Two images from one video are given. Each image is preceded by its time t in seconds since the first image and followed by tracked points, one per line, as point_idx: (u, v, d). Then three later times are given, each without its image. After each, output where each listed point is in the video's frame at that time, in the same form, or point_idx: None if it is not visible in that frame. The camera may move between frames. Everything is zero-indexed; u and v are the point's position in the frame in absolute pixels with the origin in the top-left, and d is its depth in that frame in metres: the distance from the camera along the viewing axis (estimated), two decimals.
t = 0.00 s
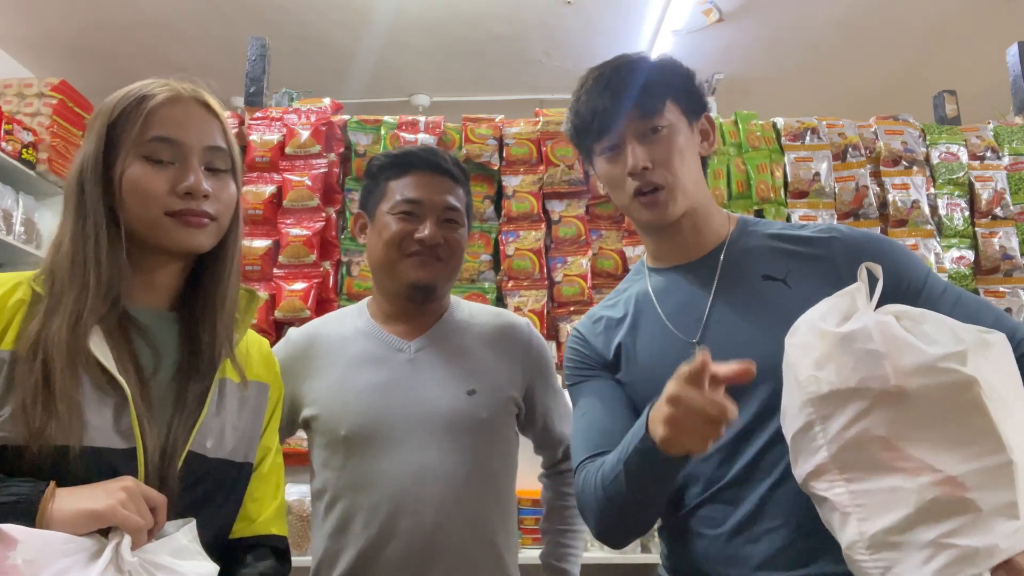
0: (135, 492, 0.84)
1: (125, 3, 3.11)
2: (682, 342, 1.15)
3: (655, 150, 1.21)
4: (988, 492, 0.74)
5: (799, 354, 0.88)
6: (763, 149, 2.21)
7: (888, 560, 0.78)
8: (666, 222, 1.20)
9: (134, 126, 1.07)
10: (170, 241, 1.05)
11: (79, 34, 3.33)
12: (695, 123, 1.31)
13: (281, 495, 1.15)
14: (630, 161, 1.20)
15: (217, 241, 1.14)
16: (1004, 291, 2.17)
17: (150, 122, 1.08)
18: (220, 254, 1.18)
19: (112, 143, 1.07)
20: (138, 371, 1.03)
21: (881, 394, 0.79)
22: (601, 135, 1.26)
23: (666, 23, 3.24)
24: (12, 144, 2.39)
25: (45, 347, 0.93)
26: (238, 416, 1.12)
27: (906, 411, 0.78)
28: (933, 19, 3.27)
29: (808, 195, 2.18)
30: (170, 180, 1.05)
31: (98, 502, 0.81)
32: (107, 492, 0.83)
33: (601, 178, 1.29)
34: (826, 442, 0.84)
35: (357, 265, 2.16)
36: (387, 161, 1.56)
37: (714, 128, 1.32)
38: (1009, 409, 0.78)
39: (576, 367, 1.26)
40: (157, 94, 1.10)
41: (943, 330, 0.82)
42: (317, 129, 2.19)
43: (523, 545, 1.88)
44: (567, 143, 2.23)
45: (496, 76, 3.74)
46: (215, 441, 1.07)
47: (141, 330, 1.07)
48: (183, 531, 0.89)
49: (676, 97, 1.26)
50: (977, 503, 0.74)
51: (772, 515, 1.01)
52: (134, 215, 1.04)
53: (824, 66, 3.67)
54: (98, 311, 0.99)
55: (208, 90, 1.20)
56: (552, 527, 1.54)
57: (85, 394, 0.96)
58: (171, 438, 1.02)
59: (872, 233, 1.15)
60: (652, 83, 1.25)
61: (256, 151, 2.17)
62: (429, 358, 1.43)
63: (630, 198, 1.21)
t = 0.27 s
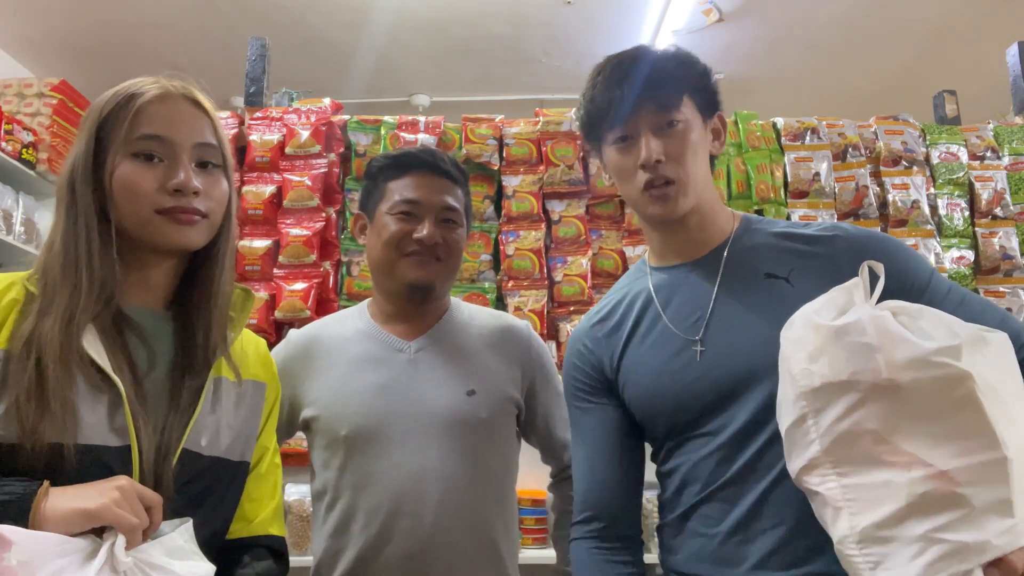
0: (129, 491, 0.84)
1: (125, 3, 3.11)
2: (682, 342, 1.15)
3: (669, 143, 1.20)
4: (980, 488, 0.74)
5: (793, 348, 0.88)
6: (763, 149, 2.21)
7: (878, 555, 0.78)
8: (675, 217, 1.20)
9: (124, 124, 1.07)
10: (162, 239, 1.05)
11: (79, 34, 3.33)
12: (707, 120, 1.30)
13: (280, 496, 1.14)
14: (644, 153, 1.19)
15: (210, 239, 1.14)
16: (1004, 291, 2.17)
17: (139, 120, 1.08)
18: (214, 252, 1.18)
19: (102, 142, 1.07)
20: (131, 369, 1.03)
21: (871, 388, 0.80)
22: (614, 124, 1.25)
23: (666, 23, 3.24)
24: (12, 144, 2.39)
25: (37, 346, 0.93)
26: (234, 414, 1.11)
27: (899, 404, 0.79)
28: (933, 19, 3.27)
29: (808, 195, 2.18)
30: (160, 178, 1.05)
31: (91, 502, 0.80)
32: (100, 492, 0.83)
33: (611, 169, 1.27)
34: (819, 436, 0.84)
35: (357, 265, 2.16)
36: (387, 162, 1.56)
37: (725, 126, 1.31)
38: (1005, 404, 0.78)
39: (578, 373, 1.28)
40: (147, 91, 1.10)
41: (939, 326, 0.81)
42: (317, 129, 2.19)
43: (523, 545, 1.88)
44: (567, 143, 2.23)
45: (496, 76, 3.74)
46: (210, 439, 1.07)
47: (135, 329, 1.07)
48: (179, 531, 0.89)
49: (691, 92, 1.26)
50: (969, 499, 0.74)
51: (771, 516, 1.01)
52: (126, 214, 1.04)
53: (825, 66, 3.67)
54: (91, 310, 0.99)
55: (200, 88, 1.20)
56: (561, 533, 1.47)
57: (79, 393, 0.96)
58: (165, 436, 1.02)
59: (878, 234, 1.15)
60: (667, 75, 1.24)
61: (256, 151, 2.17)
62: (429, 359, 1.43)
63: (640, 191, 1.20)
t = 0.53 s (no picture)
0: (130, 491, 0.84)
1: (125, 3, 3.11)
2: (676, 346, 1.16)
3: (666, 140, 1.19)
4: (996, 503, 0.74)
5: (800, 357, 0.88)
6: (763, 149, 2.21)
7: (889, 571, 0.77)
8: (670, 214, 1.19)
9: (119, 125, 1.06)
10: (159, 240, 1.05)
11: (79, 34, 3.33)
12: (705, 116, 1.29)
13: (282, 494, 1.15)
14: (640, 150, 1.17)
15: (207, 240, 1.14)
16: (1004, 291, 2.17)
17: (134, 121, 1.07)
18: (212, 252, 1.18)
19: (97, 144, 1.07)
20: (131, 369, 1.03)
21: (883, 401, 0.79)
22: (608, 119, 1.23)
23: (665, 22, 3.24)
24: (12, 144, 2.39)
25: (36, 347, 0.93)
26: (235, 414, 1.11)
27: (912, 417, 0.78)
28: (932, 19, 3.27)
29: (808, 195, 2.18)
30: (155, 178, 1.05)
31: (92, 503, 0.81)
32: (100, 492, 0.83)
33: (605, 164, 1.26)
34: (828, 448, 0.83)
35: (357, 265, 2.16)
36: (386, 163, 1.56)
37: (723, 123, 1.30)
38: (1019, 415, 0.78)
39: (586, 369, 1.35)
40: (141, 92, 1.10)
41: (951, 334, 0.82)
42: (317, 129, 2.19)
43: (524, 545, 1.88)
44: (567, 143, 2.23)
45: (495, 76, 3.74)
46: (210, 438, 1.06)
47: (134, 329, 1.07)
48: (181, 533, 0.89)
49: (688, 88, 1.25)
50: (983, 515, 0.74)
51: (770, 521, 1.01)
52: (122, 215, 1.04)
53: (824, 66, 3.67)
54: (89, 312, 0.99)
55: (195, 87, 1.20)
56: (561, 546, 1.46)
57: (78, 394, 0.96)
58: (166, 436, 1.02)
59: (876, 227, 1.13)
60: (666, 70, 1.23)
61: (256, 151, 2.17)
62: (428, 360, 1.43)
63: (635, 187, 1.19)
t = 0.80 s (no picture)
0: (138, 494, 0.85)
1: (125, 3, 3.11)
2: (674, 349, 1.16)
3: (657, 145, 1.17)
4: (961, 517, 0.72)
5: (770, 369, 0.87)
6: (763, 149, 2.21)
7: None
8: (665, 219, 1.18)
9: (127, 121, 1.06)
10: (168, 234, 1.05)
11: (78, 33, 3.33)
12: (697, 116, 1.28)
13: (285, 495, 1.15)
14: (632, 156, 1.16)
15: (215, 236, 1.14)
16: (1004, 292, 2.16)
17: (142, 116, 1.07)
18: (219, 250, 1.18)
19: (105, 141, 1.07)
20: (138, 371, 1.02)
21: (844, 414, 0.78)
22: (599, 126, 1.23)
23: (665, 22, 3.23)
24: (12, 144, 2.38)
25: (44, 347, 0.93)
26: (240, 417, 1.11)
27: (874, 429, 0.77)
28: (933, 19, 3.27)
29: (809, 195, 2.18)
30: (164, 172, 1.05)
31: (100, 506, 0.81)
32: (109, 496, 0.83)
33: (599, 171, 1.25)
34: (798, 459, 0.83)
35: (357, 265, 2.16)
36: (385, 162, 1.56)
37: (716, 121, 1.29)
38: (997, 426, 0.74)
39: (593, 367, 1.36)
40: (148, 88, 1.09)
41: (920, 343, 0.78)
42: (317, 129, 2.19)
43: (523, 545, 1.87)
44: (567, 143, 2.23)
45: (496, 76, 3.73)
46: (218, 441, 1.07)
47: (141, 330, 1.07)
48: (185, 534, 0.89)
49: (680, 89, 1.23)
50: (947, 528, 0.72)
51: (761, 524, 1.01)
52: (131, 214, 1.04)
53: (825, 66, 3.67)
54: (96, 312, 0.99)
55: (200, 84, 1.19)
56: (558, 539, 1.52)
57: (86, 397, 0.96)
58: (174, 439, 1.02)
59: (875, 222, 1.11)
60: (655, 75, 1.22)
61: (256, 151, 2.16)
62: (430, 358, 1.43)
63: (629, 194, 1.18)
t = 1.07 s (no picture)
0: (138, 495, 0.85)
1: (125, 3, 3.11)
2: (680, 355, 1.15)
3: (660, 148, 1.17)
4: (960, 533, 0.69)
5: (770, 380, 0.82)
6: (763, 149, 2.21)
7: None
8: (667, 225, 1.17)
9: (139, 123, 1.06)
10: (173, 238, 1.05)
11: (78, 34, 3.33)
12: (699, 116, 1.27)
13: (284, 496, 1.15)
14: (634, 160, 1.16)
15: (221, 239, 1.14)
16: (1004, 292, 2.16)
17: (155, 119, 1.07)
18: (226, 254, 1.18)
19: (116, 141, 1.07)
20: (140, 372, 1.02)
21: (842, 429, 0.75)
22: (600, 131, 1.22)
23: (665, 22, 3.23)
24: (12, 144, 2.39)
25: (48, 346, 0.93)
26: (242, 418, 1.12)
27: (873, 444, 0.73)
28: (933, 20, 3.27)
29: (808, 195, 2.18)
30: (173, 176, 1.05)
31: (101, 507, 0.81)
32: (109, 497, 0.83)
33: (601, 175, 1.25)
34: (797, 469, 0.79)
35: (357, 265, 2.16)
36: (386, 161, 1.56)
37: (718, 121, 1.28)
38: (1001, 447, 0.70)
39: (596, 375, 1.33)
40: (162, 91, 1.10)
41: (922, 356, 0.74)
42: (317, 129, 2.19)
43: (523, 545, 1.86)
44: (567, 143, 2.23)
45: (496, 76, 3.74)
46: (220, 443, 1.07)
47: (144, 331, 1.07)
48: (185, 535, 0.89)
49: (682, 91, 1.23)
50: (946, 544, 0.69)
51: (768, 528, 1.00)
52: (137, 214, 1.04)
53: (825, 67, 3.67)
54: (100, 311, 0.99)
55: (216, 88, 1.20)
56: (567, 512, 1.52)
57: (88, 397, 0.96)
58: (175, 441, 1.02)
59: (879, 224, 1.09)
60: (657, 77, 1.21)
61: (256, 151, 2.16)
62: (432, 355, 1.42)
63: (632, 198, 1.18)
